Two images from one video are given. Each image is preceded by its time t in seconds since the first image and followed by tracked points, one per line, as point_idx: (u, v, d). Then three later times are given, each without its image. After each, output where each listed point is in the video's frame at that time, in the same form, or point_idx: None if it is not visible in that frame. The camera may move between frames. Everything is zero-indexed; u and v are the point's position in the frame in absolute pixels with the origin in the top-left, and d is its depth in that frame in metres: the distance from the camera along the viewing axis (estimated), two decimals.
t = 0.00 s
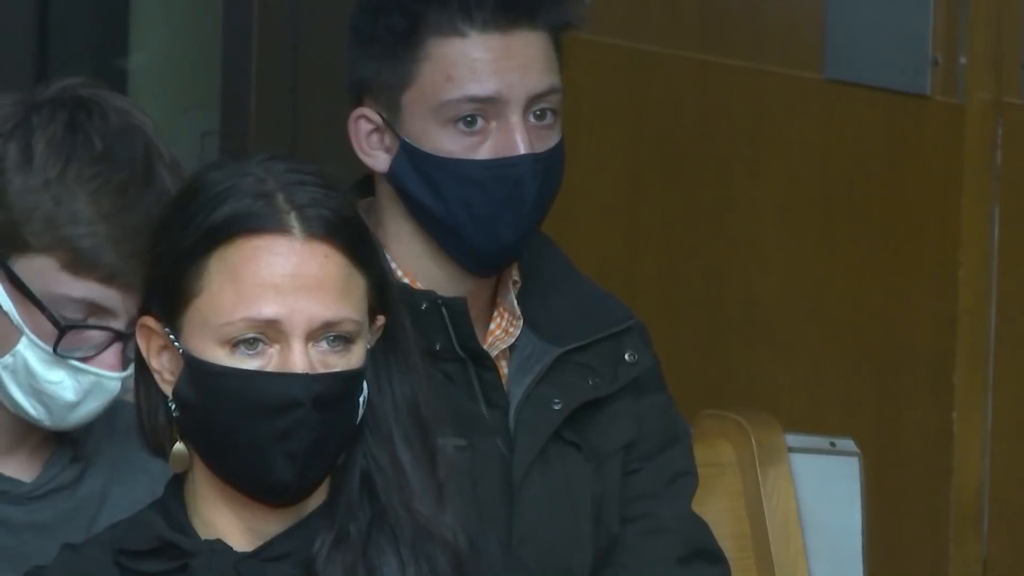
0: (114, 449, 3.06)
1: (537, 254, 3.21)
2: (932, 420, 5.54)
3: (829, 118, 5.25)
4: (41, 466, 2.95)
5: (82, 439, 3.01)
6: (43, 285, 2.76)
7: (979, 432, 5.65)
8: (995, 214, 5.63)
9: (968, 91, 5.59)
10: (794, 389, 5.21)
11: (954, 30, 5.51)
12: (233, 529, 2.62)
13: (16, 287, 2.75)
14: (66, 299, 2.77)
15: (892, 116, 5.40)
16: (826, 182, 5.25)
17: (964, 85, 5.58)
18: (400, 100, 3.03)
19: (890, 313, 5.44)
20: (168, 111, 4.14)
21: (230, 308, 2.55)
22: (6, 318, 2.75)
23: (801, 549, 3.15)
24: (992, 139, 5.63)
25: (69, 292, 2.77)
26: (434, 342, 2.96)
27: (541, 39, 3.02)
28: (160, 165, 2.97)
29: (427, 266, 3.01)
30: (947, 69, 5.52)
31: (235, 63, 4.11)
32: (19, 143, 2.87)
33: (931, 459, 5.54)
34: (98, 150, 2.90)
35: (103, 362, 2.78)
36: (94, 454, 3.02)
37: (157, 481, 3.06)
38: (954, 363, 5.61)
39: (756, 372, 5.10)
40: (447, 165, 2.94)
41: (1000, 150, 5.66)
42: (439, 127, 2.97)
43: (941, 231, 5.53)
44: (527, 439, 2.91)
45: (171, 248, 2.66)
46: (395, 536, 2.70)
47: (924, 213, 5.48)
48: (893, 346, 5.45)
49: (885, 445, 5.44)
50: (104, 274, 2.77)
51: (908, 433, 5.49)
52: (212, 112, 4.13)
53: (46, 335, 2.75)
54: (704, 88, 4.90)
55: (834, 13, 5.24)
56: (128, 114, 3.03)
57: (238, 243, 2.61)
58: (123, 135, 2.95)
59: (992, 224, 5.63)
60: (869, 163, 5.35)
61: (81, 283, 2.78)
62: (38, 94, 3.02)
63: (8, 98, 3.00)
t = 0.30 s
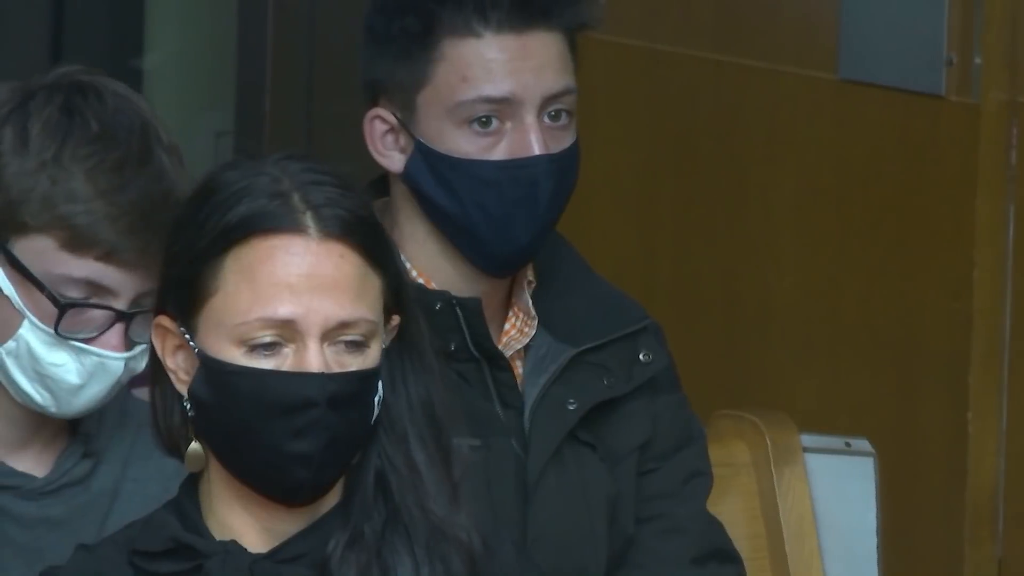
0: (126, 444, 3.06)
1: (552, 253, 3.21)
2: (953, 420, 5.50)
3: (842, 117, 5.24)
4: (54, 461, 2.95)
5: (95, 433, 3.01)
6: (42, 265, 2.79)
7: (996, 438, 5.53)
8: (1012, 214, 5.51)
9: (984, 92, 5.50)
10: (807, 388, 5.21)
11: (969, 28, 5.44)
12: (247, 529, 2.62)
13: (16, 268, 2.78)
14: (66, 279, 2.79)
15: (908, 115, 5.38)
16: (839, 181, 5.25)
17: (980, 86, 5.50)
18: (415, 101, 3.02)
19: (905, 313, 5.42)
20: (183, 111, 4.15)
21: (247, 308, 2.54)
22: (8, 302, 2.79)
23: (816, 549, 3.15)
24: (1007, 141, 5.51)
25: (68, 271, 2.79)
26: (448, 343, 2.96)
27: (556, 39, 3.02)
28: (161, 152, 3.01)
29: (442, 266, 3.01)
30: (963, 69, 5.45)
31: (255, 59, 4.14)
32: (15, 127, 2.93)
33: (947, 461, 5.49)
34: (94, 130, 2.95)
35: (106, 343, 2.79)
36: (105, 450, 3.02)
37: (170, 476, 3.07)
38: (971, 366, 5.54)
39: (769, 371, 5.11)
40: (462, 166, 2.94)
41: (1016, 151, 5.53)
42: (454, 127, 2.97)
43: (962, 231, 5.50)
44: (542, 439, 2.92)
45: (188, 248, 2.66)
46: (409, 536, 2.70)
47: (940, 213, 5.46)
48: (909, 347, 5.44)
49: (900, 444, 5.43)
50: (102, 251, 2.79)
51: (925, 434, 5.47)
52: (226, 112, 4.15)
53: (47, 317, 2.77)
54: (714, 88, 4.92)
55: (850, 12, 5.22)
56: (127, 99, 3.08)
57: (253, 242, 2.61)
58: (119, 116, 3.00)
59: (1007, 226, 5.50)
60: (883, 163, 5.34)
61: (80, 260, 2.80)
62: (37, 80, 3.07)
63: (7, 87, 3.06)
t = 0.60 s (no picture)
0: (140, 444, 3.06)
1: (567, 253, 3.20)
2: (962, 419, 5.51)
3: (855, 117, 5.22)
4: (69, 460, 2.96)
5: (110, 432, 3.01)
6: (50, 257, 2.80)
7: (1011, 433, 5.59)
8: None
9: (999, 90, 5.56)
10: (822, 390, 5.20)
11: (984, 26, 5.49)
12: (263, 529, 2.62)
13: (24, 261, 2.80)
14: (74, 270, 2.80)
15: (919, 116, 5.37)
16: (853, 182, 5.24)
17: (996, 84, 5.55)
18: (431, 102, 3.02)
19: (921, 312, 5.42)
20: (198, 113, 4.17)
21: (260, 308, 2.55)
22: (18, 296, 2.80)
23: (831, 550, 3.14)
24: None
25: (76, 262, 2.80)
26: (464, 343, 2.96)
27: (572, 40, 3.02)
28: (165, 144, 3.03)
29: (458, 267, 3.00)
30: (978, 69, 5.49)
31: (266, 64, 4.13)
32: (20, 121, 2.95)
33: (963, 458, 5.50)
34: (99, 122, 2.97)
35: (117, 333, 2.79)
36: (121, 448, 3.03)
37: (185, 476, 3.08)
38: (987, 363, 5.56)
39: (785, 373, 5.09)
40: (477, 167, 2.94)
41: None
42: (470, 129, 2.97)
43: (968, 230, 5.51)
44: (557, 439, 2.91)
45: (202, 248, 2.67)
46: (424, 537, 2.70)
47: (954, 213, 5.47)
48: (925, 346, 5.43)
49: (913, 445, 5.42)
50: (109, 240, 2.81)
51: (941, 432, 5.47)
52: (242, 112, 4.15)
53: (57, 309, 2.78)
54: (731, 89, 4.89)
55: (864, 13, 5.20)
56: (132, 93, 3.09)
57: (268, 243, 2.61)
58: (123, 108, 3.02)
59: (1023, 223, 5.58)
60: (895, 163, 5.33)
61: (88, 251, 2.80)
62: (42, 76, 3.10)
63: (14, 83, 3.08)
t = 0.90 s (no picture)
0: (159, 444, 3.07)
1: (582, 252, 3.20)
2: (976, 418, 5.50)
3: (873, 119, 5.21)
4: (86, 459, 2.97)
5: (128, 430, 3.02)
6: (68, 254, 2.81)
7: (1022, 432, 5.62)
8: None
9: (1012, 92, 5.59)
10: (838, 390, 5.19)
11: (999, 27, 5.50)
12: (277, 528, 2.63)
13: (44, 258, 2.81)
14: (93, 267, 2.81)
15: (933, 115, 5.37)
16: (870, 184, 5.22)
17: (1009, 86, 5.58)
18: (447, 102, 3.02)
19: (936, 312, 5.42)
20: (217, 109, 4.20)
21: (275, 308, 2.55)
22: (37, 294, 2.81)
23: (846, 552, 3.14)
24: None
25: (95, 259, 2.81)
26: (478, 344, 2.96)
27: (588, 41, 3.02)
28: (183, 142, 3.03)
29: (473, 268, 3.00)
30: (993, 69, 5.52)
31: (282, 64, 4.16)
32: (39, 118, 2.97)
33: (976, 457, 5.52)
34: (119, 119, 2.97)
35: (136, 332, 2.81)
36: (138, 448, 3.04)
37: (204, 476, 3.09)
38: (999, 363, 5.58)
39: (805, 373, 5.08)
40: (492, 167, 2.94)
41: None
42: (485, 129, 2.97)
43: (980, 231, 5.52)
44: (572, 440, 2.91)
45: (216, 248, 2.67)
46: (439, 537, 2.70)
47: (968, 213, 5.48)
48: (939, 347, 5.43)
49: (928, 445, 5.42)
50: (129, 236, 2.81)
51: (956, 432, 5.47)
52: (260, 111, 4.18)
53: (76, 306, 2.79)
54: (750, 90, 4.87)
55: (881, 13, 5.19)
56: (152, 92, 3.10)
57: (283, 242, 2.61)
58: (143, 106, 3.03)
59: None
60: (912, 164, 5.32)
61: (107, 247, 2.81)
62: (63, 75, 3.11)
63: (34, 82, 3.09)
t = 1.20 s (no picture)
0: (174, 443, 3.08)
1: (597, 251, 3.20)
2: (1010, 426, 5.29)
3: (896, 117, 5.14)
4: (103, 457, 2.98)
5: (143, 430, 3.03)
6: (87, 249, 2.83)
7: None
8: None
9: None
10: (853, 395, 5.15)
11: None
12: (292, 528, 2.64)
13: (62, 253, 2.83)
14: (112, 261, 2.82)
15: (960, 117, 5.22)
16: (892, 185, 5.16)
17: None
18: (462, 102, 3.02)
19: (963, 320, 5.28)
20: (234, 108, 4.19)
21: (290, 309, 2.56)
22: (55, 290, 2.83)
23: (861, 550, 3.14)
24: None
25: (114, 253, 2.83)
26: (492, 344, 2.96)
27: (604, 43, 3.01)
28: (199, 139, 3.03)
29: (486, 267, 3.01)
30: None
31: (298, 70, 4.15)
32: (56, 116, 2.97)
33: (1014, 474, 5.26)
34: (136, 115, 2.98)
35: (154, 326, 2.82)
36: (154, 447, 3.05)
37: (220, 475, 3.10)
38: None
39: (816, 374, 5.09)
40: (508, 168, 2.93)
41: None
42: (500, 130, 2.97)
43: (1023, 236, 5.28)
44: (585, 440, 2.91)
45: (231, 249, 2.68)
46: (454, 536, 2.71)
47: (1001, 217, 5.28)
48: (967, 355, 5.28)
49: (954, 455, 5.26)
50: (146, 231, 2.83)
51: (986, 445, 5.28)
52: (274, 111, 4.19)
53: (94, 301, 2.81)
54: (758, 89, 4.93)
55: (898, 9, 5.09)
56: (167, 88, 3.10)
57: (298, 242, 2.62)
58: (160, 102, 3.03)
59: None
60: (939, 165, 5.21)
61: (126, 242, 2.83)
62: (79, 73, 3.11)
63: (50, 80, 3.09)
